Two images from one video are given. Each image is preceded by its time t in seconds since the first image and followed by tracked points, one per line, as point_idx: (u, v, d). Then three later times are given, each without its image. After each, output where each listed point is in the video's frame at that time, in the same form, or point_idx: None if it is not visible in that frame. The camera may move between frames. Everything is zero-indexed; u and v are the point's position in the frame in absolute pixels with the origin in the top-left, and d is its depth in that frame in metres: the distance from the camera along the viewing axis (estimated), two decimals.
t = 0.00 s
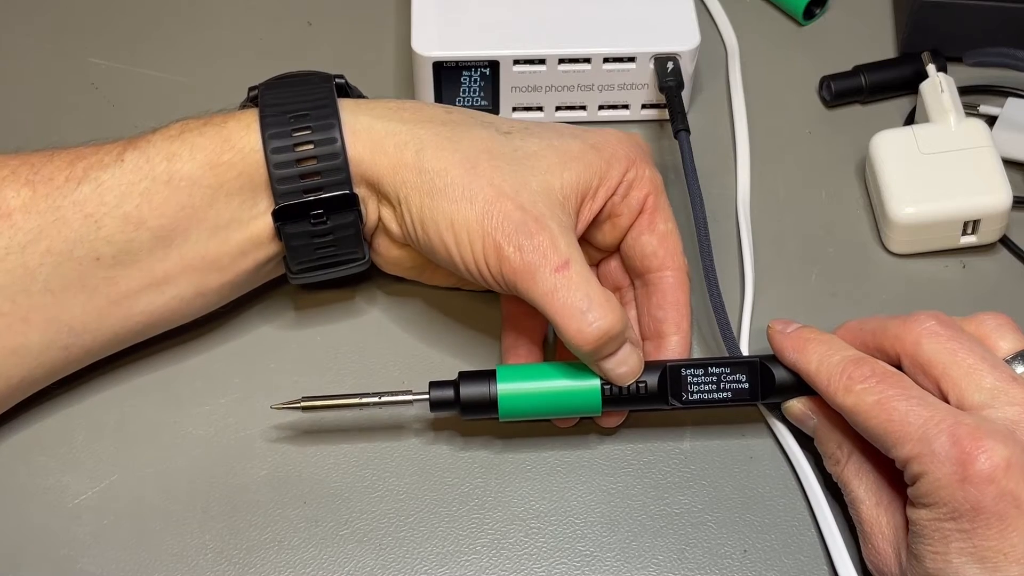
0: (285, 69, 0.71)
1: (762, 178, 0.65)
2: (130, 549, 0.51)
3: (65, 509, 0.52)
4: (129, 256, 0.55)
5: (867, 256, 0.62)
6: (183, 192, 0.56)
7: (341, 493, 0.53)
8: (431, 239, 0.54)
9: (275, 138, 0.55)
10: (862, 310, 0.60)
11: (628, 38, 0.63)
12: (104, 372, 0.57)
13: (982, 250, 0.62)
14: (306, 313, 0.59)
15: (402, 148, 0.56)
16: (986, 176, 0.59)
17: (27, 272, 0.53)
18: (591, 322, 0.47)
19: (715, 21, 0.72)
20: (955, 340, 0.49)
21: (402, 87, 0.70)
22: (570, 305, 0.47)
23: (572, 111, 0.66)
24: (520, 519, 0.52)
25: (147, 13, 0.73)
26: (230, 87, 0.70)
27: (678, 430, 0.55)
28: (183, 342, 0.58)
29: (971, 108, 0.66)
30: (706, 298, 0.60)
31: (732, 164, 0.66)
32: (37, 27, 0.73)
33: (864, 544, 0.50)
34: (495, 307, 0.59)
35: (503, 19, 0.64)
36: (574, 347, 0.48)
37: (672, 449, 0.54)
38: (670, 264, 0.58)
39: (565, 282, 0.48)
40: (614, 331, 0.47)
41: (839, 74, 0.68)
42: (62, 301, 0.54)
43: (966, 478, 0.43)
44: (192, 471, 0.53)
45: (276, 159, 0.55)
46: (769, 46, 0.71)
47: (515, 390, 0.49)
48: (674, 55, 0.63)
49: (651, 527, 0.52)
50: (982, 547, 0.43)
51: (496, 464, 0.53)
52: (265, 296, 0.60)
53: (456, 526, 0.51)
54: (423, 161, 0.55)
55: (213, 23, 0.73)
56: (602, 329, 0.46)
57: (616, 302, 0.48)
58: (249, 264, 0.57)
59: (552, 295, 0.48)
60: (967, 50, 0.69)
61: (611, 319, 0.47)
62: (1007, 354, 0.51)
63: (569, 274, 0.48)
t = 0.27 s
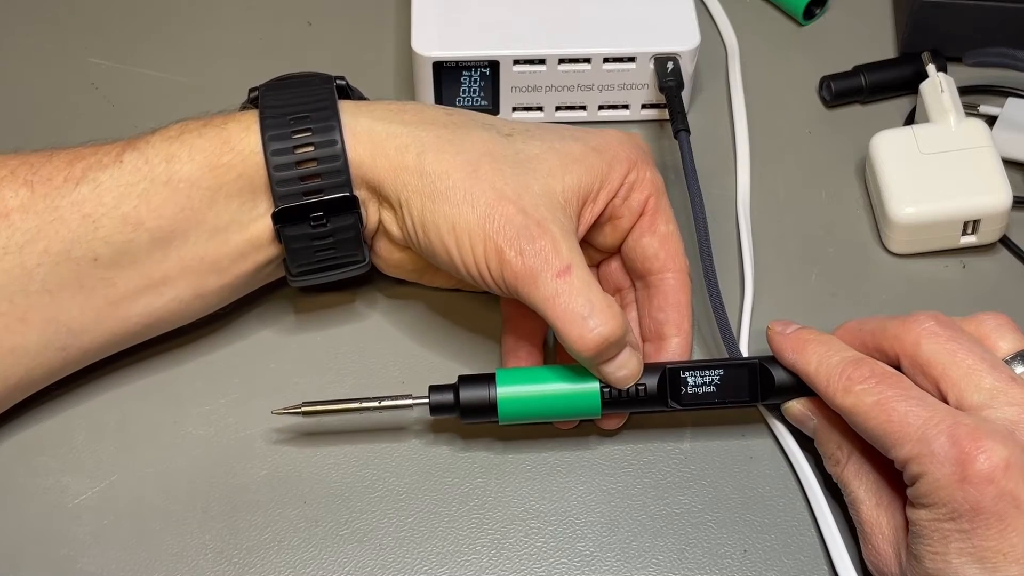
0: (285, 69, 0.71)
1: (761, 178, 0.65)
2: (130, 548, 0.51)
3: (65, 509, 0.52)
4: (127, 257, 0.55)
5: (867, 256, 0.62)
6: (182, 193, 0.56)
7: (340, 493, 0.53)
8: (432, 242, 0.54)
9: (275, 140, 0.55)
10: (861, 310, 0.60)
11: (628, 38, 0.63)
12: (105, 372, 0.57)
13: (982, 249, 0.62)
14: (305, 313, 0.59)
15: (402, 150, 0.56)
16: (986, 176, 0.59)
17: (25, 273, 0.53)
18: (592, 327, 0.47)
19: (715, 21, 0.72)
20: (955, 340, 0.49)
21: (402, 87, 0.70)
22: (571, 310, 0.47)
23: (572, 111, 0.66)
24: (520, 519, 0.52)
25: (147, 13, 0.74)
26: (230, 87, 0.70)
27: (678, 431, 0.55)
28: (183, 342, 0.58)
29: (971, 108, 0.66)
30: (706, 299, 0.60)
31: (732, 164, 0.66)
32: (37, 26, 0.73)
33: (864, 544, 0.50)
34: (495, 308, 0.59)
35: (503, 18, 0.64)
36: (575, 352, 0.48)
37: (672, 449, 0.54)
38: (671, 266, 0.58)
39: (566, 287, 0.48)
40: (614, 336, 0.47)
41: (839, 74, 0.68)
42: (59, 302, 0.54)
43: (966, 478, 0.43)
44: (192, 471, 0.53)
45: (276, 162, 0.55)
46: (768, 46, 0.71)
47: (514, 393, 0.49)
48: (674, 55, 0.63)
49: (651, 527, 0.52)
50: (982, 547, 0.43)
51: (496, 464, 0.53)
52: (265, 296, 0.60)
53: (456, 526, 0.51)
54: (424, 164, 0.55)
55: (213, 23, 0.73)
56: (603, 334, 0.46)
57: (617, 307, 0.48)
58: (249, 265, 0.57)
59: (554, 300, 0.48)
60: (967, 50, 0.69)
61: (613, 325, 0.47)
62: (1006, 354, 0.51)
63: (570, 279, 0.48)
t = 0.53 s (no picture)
0: (285, 69, 0.71)
1: (762, 178, 0.65)
2: (130, 548, 0.51)
3: (66, 508, 0.52)
4: (130, 255, 0.55)
5: (867, 256, 0.62)
6: (184, 190, 0.56)
7: (341, 493, 0.52)
8: (432, 233, 0.54)
9: (276, 137, 0.55)
10: (862, 311, 0.60)
11: (628, 38, 0.63)
12: (105, 371, 0.57)
13: (983, 250, 0.62)
14: (305, 312, 0.59)
15: (402, 144, 0.56)
16: (987, 176, 0.59)
17: (30, 270, 0.53)
18: (594, 315, 0.47)
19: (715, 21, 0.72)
20: (956, 340, 0.49)
21: (402, 86, 0.70)
22: (573, 298, 0.47)
23: (572, 111, 0.66)
24: (520, 519, 0.52)
25: (147, 12, 0.73)
26: (230, 87, 0.70)
27: (678, 430, 0.55)
28: (183, 342, 0.58)
29: (971, 108, 0.66)
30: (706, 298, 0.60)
31: (733, 164, 0.66)
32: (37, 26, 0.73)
33: (864, 544, 0.50)
34: (495, 307, 0.59)
35: (503, 18, 0.64)
36: (577, 341, 0.48)
37: (672, 449, 0.54)
38: (671, 262, 0.58)
39: (568, 275, 0.48)
40: (616, 325, 0.47)
41: (839, 74, 0.68)
42: (63, 302, 0.54)
43: (968, 478, 0.43)
44: (192, 470, 0.53)
45: (277, 158, 0.55)
46: (769, 46, 0.71)
47: (515, 388, 0.49)
48: (674, 55, 0.63)
49: (651, 527, 0.52)
50: (984, 547, 0.43)
51: (496, 464, 0.53)
52: (265, 295, 0.60)
53: (456, 526, 0.51)
54: (424, 155, 0.55)
55: (213, 23, 0.73)
56: (605, 322, 0.47)
57: (619, 297, 0.48)
58: (249, 264, 0.57)
59: (555, 288, 0.48)
60: (966, 51, 0.69)
61: (614, 313, 0.47)
62: (1007, 354, 0.51)
63: (572, 267, 0.48)
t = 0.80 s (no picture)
0: (285, 69, 0.71)
1: (762, 178, 0.65)
2: (130, 549, 0.51)
3: (66, 509, 0.52)
4: (129, 265, 0.55)
5: (867, 256, 0.62)
6: (183, 201, 0.56)
7: (340, 492, 0.52)
8: (441, 242, 0.54)
9: (276, 148, 0.55)
10: (862, 311, 0.60)
11: (628, 38, 0.63)
12: (105, 372, 0.57)
13: (983, 249, 0.62)
14: (305, 312, 0.59)
15: (407, 154, 0.56)
16: (986, 176, 0.59)
17: (27, 279, 0.53)
18: (614, 315, 0.47)
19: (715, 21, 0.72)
20: (956, 340, 0.49)
21: (402, 86, 0.70)
22: (592, 301, 0.47)
23: (572, 111, 0.66)
24: (520, 519, 0.52)
25: (147, 13, 0.73)
26: (230, 87, 0.70)
27: (678, 430, 0.55)
28: (183, 342, 0.58)
29: (971, 108, 0.66)
30: (707, 299, 0.60)
31: (732, 165, 0.66)
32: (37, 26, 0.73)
33: (864, 544, 0.50)
34: (495, 308, 0.59)
35: (503, 18, 0.64)
36: (598, 343, 0.48)
37: (672, 449, 0.54)
38: (674, 264, 0.58)
39: (584, 279, 0.48)
40: (636, 324, 0.47)
41: (839, 74, 0.68)
42: (60, 310, 0.54)
43: (967, 478, 0.43)
44: (192, 471, 0.53)
45: (277, 169, 0.55)
46: (769, 46, 0.71)
47: (515, 388, 0.49)
48: (674, 56, 0.63)
49: (651, 527, 0.52)
50: (983, 547, 0.44)
51: (496, 464, 0.53)
52: (265, 296, 0.60)
53: (456, 526, 0.51)
54: (430, 166, 0.55)
55: (213, 23, 0.73)
56: (626, 322, 0.47)
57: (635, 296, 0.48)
58: (249, 265, 0.57)
59: (573, 293, 0.48)
60: (967, 50, 0.69)
61: (633, 312, 0.47)
62: (1007, 354, 0.51)
63: (588, 270, 0.48)
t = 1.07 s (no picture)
0: (285, 69, 0.71)
1: (762, 178, 0.65)
2: (130, 548, 0.51)
3: (66, 508, 0.52)
4: (129, 260, 0.55)
5: (867, 256, 0.62)
6: (183, 195, 0.56)
7: (340, 492, 0.52)
8: (435, 236, 0.54)
9: (275, 142, 0.55)
10: (862, 311, 0.60)
11: (628, 38, 0.63)
12: (104, 372, 0.57)
13: (982, 249, 0.62)
14: (305, 312, 0.59)
15: (403, 149, 0.56)
16: (986, 176, 0.59)
17: (29, 276, 0.54)
18: (605, 313, 0.47)
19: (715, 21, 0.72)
20: (956, 340, 0.49)
21: (402, 87, 0.70)
22: (583, 297, 0.47)
23: (572, 111, 0.66)
24: (520, 519, 0.52)
25: (147, 13, 0.73)
26: (230, 87, 0.70)
27: (678, 430, 0.55)
28: (182, 342, 0.58)
29: (971, 108, 0.66)
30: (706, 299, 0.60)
31: (733, 165, 0.66)
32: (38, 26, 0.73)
33: (864, 544, 0.50)
34: (495, 308, 0.59)
35: (503, 18, 0.64)
36: (587, 340, 0.48)
37: (672, 449, 0.54)
38: (672, 263, 0.58)
39: (576, 275, 0.48)
40: (627, 322, 0.47)
41: (839, 74, 0.68)
42: (61, 306, 0.54)
43: (966, 478, 0.43)
44: (192, 470, 0.53)
45: (277, 164, 0.55)
46: (769, 46, 0.71)
47: (514, 385, 0.49)
48: (674, 55, 0.63)
49: (651, 527, 0.52)
50: (983, 547, 0.43)
51: (496, 464, 0.53)
52: (265, 296, 0.60)
53: (456, 526, 0.51)
54: (426, 160, 0.55)
55: (213, 23, 0.73)
56: (616, 320, 0.47)
57: (627, 294, 0.48)
58: (248, 265, 0.57)
59: (564, 288, 0.48)
60: (967, 50, 0.69)
61: (625, 310, 0.47)
62: (1006, 354, 0.51)
63: (580, 266, 0.48)
